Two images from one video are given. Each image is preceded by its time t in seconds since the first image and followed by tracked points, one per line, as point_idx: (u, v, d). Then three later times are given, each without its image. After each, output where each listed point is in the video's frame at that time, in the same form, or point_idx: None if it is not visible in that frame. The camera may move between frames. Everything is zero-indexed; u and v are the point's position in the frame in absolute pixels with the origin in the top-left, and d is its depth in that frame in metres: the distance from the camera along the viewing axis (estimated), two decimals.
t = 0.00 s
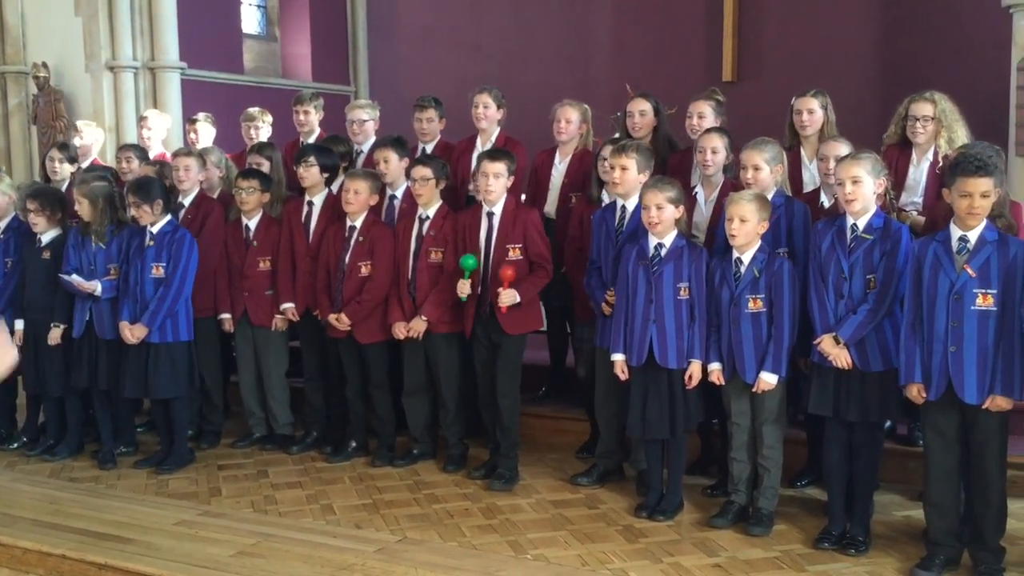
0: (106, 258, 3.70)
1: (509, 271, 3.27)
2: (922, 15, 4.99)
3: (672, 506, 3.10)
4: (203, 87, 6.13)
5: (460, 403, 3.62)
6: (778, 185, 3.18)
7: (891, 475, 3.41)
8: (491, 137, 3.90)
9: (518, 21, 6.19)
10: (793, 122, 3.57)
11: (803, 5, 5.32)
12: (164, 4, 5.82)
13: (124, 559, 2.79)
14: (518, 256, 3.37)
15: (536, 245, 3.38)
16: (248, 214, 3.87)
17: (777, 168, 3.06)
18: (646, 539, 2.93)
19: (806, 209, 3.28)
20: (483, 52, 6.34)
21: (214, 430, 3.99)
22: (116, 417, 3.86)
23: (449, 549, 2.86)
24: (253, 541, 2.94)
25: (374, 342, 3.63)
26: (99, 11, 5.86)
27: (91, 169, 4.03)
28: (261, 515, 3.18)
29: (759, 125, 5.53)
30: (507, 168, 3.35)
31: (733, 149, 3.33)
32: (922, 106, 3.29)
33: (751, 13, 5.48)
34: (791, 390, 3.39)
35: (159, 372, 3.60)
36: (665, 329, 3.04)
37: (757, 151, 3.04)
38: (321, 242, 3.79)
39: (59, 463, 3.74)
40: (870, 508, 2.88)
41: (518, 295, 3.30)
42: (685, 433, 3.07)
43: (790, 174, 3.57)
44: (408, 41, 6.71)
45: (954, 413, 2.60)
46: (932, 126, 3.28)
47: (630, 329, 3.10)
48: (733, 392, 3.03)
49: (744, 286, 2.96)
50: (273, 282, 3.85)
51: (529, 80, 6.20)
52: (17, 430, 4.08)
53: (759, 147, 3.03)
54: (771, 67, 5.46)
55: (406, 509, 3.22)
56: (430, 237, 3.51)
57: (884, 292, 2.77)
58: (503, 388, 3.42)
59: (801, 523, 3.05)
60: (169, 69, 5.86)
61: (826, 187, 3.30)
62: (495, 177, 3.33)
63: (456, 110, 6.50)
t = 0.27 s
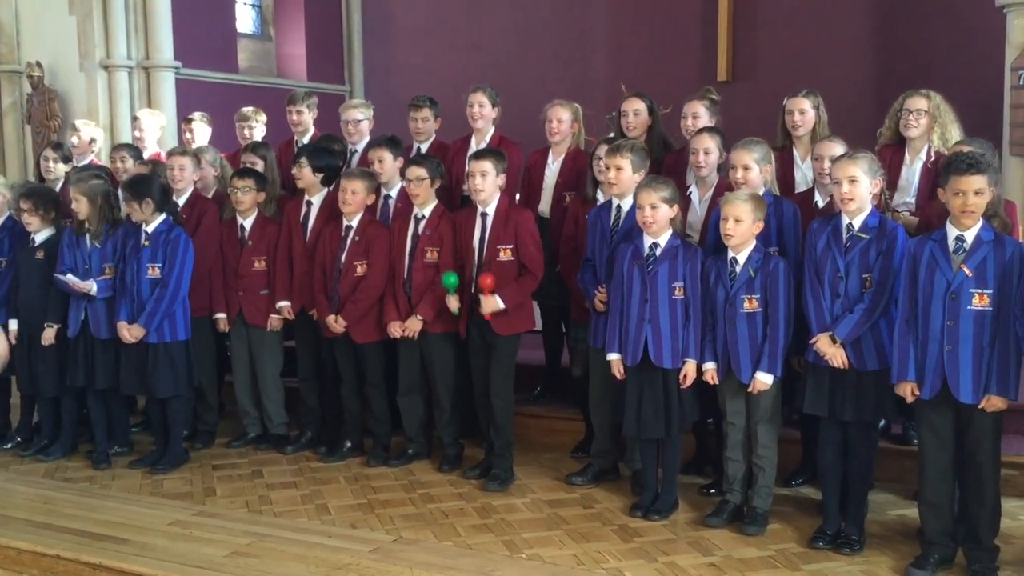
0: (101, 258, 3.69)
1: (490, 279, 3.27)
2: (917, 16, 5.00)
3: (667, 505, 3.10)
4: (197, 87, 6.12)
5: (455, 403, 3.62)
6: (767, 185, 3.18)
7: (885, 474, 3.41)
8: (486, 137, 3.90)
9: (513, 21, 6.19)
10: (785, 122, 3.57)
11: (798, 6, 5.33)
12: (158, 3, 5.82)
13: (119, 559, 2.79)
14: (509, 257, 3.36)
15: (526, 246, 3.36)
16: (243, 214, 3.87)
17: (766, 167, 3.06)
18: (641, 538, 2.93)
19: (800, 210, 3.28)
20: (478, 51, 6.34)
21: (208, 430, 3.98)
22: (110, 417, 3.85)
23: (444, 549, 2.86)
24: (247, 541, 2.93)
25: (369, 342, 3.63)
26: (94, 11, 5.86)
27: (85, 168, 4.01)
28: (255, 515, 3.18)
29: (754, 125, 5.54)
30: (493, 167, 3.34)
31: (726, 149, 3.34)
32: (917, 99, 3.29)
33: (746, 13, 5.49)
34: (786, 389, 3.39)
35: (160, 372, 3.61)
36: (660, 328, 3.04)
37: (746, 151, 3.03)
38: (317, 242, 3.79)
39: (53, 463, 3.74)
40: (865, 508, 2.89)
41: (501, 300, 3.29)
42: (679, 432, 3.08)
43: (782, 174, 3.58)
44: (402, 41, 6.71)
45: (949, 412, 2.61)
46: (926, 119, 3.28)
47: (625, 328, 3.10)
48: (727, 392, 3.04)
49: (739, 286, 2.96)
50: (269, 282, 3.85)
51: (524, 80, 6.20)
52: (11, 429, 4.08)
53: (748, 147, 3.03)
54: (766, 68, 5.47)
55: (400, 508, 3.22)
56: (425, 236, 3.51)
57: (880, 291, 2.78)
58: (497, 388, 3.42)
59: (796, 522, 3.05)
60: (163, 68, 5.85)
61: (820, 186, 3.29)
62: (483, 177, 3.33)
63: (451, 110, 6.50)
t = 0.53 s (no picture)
0: (95, 257, 3.69)
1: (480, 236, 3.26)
2: (910, 14, 5.01)
3: (661, 503, 3.10)
4: (191, 85, 6.11)
5: (450, 402, 3.61)
6: (754, 181, 3.19)
7: (879, 472, 3.42)
8: (479, 135, 3.89)
9: (507, 19, 6.19)
10: (778, 121, 3.57)
11: (792, 4, 5.34)
12: (152, 1, 5.81)
13: (113, 558, 2.78)
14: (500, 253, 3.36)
15: (514, 243, 3.35)
16: (237, 213, 3.87)
17: (752, 165, 3.06)
18: (636, 536, 2.94)
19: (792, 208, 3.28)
20: (472, 49, 6.34)
21: (203, 429, 3.98)
22: (105, 416, 3.85)
23: (439, 547, 2.86)
24: (242, 541, 2.93)
25: (364, 340, 3.63)
26: (87, 10, 5.86)
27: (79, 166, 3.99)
28: (249, 514, 3.18)
29: (748, 123, 5.54)
30: (488, 164, 3.34)
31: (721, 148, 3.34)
32: (912, 97, 3.31)
33: (739, 11, 5.49)
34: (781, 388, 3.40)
35: (152, 371, 3.60)
36: (655, 326, 3.04)
37: (731, 149, 3.04)
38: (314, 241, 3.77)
39: (47, 462, 3.73)
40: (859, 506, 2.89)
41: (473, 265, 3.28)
42: (674, 430, 3.08)
43: (773, 173, 3.59)
44: (396, 39, 6.70)
45: (944, 410, 2.61)
46: (919, 117, 3.30)
47: (620, 327, 3.10)
48: (722, 391, 3.04)
49: (734, 285, 2.96)
50: (263, 281, 3.84)
51: (519, 79, 6.19)
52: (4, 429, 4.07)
53: (733, 145, 3.04)
54: (760, 66, 5.47)
55: (395, 507, 3.22)
56: (420, 235, 3.50)
57: (875, 289, 2.79)
58: (492, 386, 3.42)
59: (790, 520, 3.06)
60: (157, 66, 5.84)
61: (814, 184, 3.29)
62: (477, 173, 3.33)
63: (445, 109, 6.50)
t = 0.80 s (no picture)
0: (88, 258, 3.68)
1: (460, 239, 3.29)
2: (903, 14, 5.02)
3: (656, 503, 3.11)
4: (185, 86, 6.10)
5: (445, 402, 3.61)
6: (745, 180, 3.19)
7: (873, 471, 3.42)
8: (472, 135, 3.89)
9: (501, 19, 6.19)
10: (772, 121, 3.57)
11: (785, 4, 5.34)
12: (145, 2, 5.80)
13: (107, 560, 2.77)
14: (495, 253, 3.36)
15: (509, 242, 3.35)
16: (231, 214, 3.86)
17: (741, 165, 3.06)
18: (630, 536, 2.94)
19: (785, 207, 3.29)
20: (466, 50, 6.33)
21: (196, 430, 3.97)
22: (98, 418, 3.84)
23: (433, 548, 2.86)
24: (236, 542, 2.92)
25: (359, 341, 3.63)
26: (79, 10, 5.85)
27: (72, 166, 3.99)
28: (244, 515, 3.17)
29: (742, 123, 5.55)
30: (483, 164, 3.34)
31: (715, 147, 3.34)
32: (905, 98, 3.30)
33: (733, 11, 5.50)
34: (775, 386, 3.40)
35: (136, 371, 3.59)
36: (649, 326, 3.04)
37: (719, 149, 3.05)
38: (306, 241, 3.78)
39: (40, 463, 3.72)
40: (853, 505, 2.89)
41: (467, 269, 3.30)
42: (668, 430, 3.08)
43: (765, 173, 3.60)
44: (390, 39, 6.69)
45: (937, 409, 2.62)
46: (913, 117, 3.30)
47: (614, 326, 3.10)
48: (716, 391, 3.04)
49: (728, 285, 2.96)
50: (257, 281, 3.84)
51: (513, 79, 6.19)
52: None
53: (721, 146, 3.04)
54: (754, 65, 5.48)
55: (389, 507, 3.21)
56: (414, 235, 3.50)
57: (869, 288, 2.79)
58: (487, 387, 3.42)
59: (784, 519, 3.06)
60: (149, 67, 5.83)
61: (807, 184, 3.29)
62: (473, 173, 3.32)
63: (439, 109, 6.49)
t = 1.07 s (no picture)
0: (81, 258, 3.69)
1: (469, 283, 3.27)
2: (895, 12, 5.02)
3: (650, 502, 3.10)
4: (178, 86, 6.09)
5: (439, 402, 3.61)
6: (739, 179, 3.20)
7: (868, 470, 3.42)
8: (466, 135, 3.89)
9: (494, 18, 6.19)
10: (767, 119, 3.58)
11: (778, 3, 5.35)
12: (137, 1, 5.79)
13: (100, 560, 2.77)
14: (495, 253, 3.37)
15: (509, 242, 3.36)
16: (224, 213, 3.85)
17: (734, 164, 3.06)
18: (624, 535, 2.94)
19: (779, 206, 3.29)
20: (459, 49, 6.33)
21: (190, 431, 3.97)
22: (91, 418, 3.83)
23: (427, 547, 2.86)
24: (229, 542, 2.92)
25: (353, 342, 3.61)
26: (72, 10, 5.84)
27: (65, 166, 3.98)
28: (237, 515, 3.17)
29: (736, 122, 5.55)
30: (479, 164, 3.34)
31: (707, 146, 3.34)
32: (896, 98, 3.31)
33: (726, 11, 5.50)
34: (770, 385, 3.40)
35: (121, 371, 3.56)
36: (642, 325, 3.05)
37: (712, 149, 3.05)
38: (297, 241, 3.77)
39: (33, 464, 3.71)
40: (847, 503, 2.90)
41: (482, 300, 3.30)
42: (662, 429, 3.08)
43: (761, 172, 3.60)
44: (384, 39, 6.69)
45: (931, 407, 2.62)
46: (906, 117, 3.31)
47: (608, 325, 3.10)
48: (711, 389, 3.04)
49: (722, 284, 2.97)
50: (250, 281, 3.84)
51: (506, 78, 6.19)
52: None
53: (714, 146, 3.05)
54: (748, 64, 5.48)
55: (383, 507, 3.21)
56: (408, 235, 3.49)
57: (862, 287, 2.79)
58: (481, 386, 3.42)
59: (778, 518, 3.07)
60: (142, 66, 5.82)
61: (800, 183, 3.30)
62: (468, 173, 3.32)
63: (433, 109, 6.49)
